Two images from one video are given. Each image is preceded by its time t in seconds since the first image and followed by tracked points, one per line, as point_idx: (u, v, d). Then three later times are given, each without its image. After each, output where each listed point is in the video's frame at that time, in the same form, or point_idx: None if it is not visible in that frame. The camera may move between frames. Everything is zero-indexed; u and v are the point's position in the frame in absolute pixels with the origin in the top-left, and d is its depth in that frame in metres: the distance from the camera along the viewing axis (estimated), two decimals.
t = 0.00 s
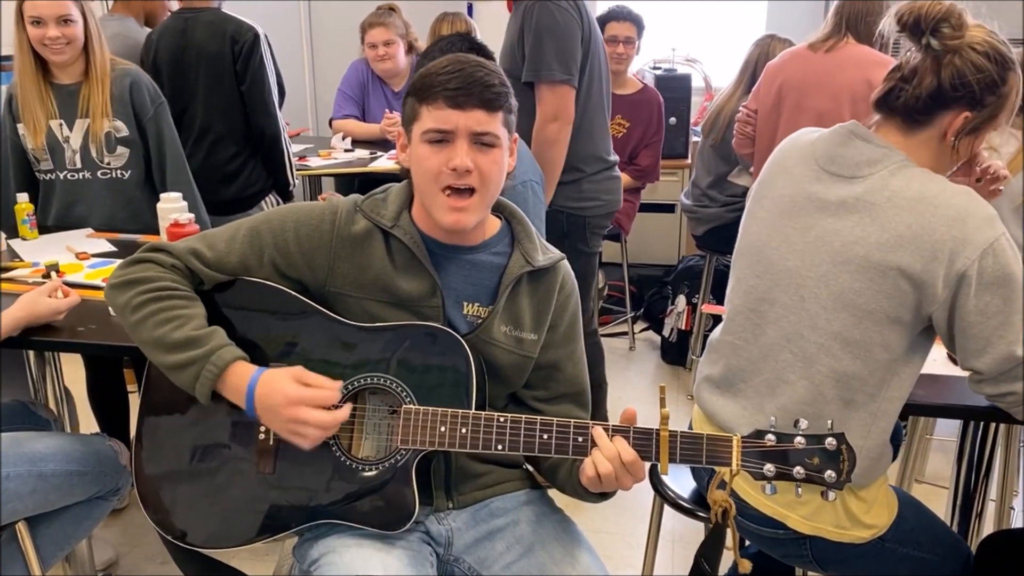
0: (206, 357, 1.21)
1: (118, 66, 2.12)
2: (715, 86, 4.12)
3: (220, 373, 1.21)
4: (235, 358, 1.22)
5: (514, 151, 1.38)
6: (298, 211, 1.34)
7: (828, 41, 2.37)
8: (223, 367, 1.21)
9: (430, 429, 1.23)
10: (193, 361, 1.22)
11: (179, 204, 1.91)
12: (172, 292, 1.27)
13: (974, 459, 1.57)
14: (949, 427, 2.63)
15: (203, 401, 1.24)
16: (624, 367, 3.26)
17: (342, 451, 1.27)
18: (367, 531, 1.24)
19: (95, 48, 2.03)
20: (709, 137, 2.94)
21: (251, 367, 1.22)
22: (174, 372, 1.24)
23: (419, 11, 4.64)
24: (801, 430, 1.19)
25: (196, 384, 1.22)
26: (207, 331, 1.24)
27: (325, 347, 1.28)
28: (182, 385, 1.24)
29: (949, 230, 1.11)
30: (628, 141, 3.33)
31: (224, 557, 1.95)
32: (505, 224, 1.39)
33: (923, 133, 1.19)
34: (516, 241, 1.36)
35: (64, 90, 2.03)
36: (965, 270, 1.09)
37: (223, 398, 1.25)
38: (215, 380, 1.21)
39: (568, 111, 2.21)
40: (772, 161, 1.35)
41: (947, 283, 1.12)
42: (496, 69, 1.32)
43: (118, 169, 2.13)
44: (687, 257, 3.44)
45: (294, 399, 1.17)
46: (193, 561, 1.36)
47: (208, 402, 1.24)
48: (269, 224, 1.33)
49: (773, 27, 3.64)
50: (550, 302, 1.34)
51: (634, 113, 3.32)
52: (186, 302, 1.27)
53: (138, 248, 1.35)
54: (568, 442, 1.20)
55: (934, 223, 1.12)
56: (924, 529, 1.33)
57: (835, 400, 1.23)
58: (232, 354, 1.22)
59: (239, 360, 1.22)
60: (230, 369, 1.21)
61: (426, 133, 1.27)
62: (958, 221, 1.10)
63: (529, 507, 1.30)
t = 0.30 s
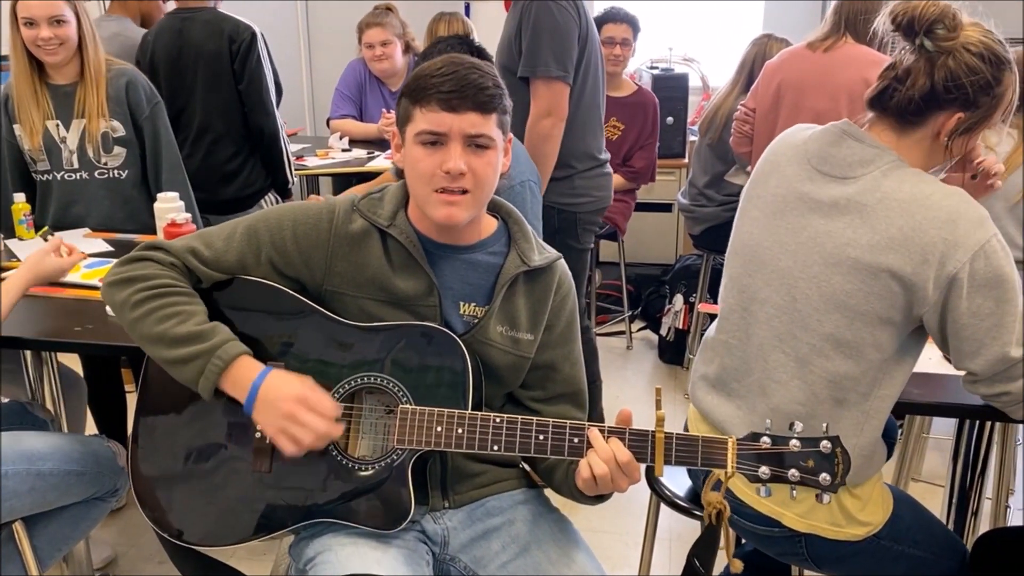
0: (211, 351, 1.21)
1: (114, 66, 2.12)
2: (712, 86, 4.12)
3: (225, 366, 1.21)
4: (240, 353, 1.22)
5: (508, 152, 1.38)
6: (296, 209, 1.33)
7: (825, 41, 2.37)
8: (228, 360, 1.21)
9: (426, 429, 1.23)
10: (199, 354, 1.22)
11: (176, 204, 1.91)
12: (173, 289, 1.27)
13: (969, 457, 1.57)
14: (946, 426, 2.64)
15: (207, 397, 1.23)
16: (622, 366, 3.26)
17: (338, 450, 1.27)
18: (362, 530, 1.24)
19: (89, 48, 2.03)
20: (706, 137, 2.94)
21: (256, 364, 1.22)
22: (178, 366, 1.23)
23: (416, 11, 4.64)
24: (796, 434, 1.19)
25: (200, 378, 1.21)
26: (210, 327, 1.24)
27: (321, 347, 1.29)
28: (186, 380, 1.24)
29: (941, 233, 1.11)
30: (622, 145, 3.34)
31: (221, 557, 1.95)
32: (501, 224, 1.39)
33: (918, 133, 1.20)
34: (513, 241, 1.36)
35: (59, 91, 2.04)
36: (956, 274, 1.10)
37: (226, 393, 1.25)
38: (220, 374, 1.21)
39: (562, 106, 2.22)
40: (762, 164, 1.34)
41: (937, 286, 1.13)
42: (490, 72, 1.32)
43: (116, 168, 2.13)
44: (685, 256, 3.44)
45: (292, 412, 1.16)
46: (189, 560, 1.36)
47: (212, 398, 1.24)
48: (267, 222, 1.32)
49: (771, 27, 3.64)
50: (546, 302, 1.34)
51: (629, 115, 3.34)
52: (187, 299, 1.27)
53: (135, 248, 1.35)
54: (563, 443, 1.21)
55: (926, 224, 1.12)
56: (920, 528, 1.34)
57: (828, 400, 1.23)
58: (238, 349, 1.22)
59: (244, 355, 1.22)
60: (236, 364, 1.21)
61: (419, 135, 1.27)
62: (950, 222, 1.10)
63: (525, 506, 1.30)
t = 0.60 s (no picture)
0: (210, 360, 1.21)
1: (111, 66, 2.12)
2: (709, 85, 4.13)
3: (223, 378, 1.21)
4: (240, 365, 1.22)
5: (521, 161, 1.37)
6: (309, 207, 1.33)
7: (824, 40, 2.38)
8: (227, 372, 1.21)
9: (431, 434, 1.23)
10: (196, 363, 1.22)
11: (174, 204, 1.91)
12: (179, 287, 1.27)
13: (966, 456, 1.58)
14: (941, 424, 2.65)
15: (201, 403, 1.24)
16: (620, 365, 3.27)
17: (341, 447, 1.27)
18: (360, 530, 1.24)
19: (86, 48, 2.03)
20: (704, 135, 2.93)
21: (254, 381, 1.22)
22: (174, 371, 1.23)
23: (414, 11, 4.64)
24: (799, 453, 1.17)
25: (196, 387, 1.22)
26: (212, 333, 1.23)
27: (322, 347, 1.29)
28: (181, 385, 1.24)
29: (940, 232, 1.11)
30: (617, 143, 3.34)
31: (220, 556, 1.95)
32: (511, 227, 1.39)
33: (921, 134, 1.20)
34: (523, 244, 1.36)
35: (57, 91, 2.04)
36: (955, 271, 1.11)
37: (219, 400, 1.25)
38: (217, 385, 1.21)
39: (545, 101, 2.22)
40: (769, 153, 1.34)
41: (935, 285, 1.13)
42: (505, 83, 1.31)
43: (114, 168, 2.12)
44: (683, 255, 3.45)
45: (285, 433, 1.17)
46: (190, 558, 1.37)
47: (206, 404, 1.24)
48: (280, 219, 1.32)
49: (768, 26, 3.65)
50: (555, 306, 1.35)
51: (625, 114, 3.34)
52: (192, 299, 1.27)
53: (145, 237, 1.33)
54: (568, 454, 1.21)
55: (925, 223, 1.12)
56: (917, 527, 1.34)
57: (827, 400, 1.24)
58: (237, 362, 1.22)
59: (244, 368, 1.22)
60: (233, 377, 1.21)
61: (428, 145, 1.27)
62: (949, 222, 1.11)
63: (527, 505, 1.30)
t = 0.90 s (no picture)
0: (220, 353, 1.22)
1: (109, 65, 2.12)
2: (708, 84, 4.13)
3: (234, 370, 1.21)
4: (249, 357, 1.22)
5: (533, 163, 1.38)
6: (317, 206, 1.33)
7: (822, 39, 2.38)
8: (237, 364, 1.21)
9: (436, 434, 1.23)
10: (207, 356, 1.22)
11: (172, 202, 1.91)
12: (187, 280, 1.27)
13: (964, 454, 1.58)
14: (937, 423, 2.65)
15: (213, 396, 1.24)
16: (618, 364, 3.27)
17: (344, 447, 1.27)
18: (359, 527, 1.24)
19: (83, 47, 2.03)
20: (702, 134, 2.94)
21: (266, 369, 1.22)
22: (186, 364, 1.24)
23: (413, 10, 4.64)
24: (800, 461, 1.18)
25: (208, 379, 1.22)
26: (221, 326, 1.24)
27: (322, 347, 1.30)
28: (193, 377, 1.24)
29: (939, 230, 1.12)
30: (621, 145, 3.34)
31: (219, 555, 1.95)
32: (515, 230, 1.40)
33: (924, 129, 1.20)
34: (527, 246, 1.37)
35: (54, 91, 2.04)
36: (953, 270, 1.11)
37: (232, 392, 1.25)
38: (228, 377, 1.21)
39: (551, 94, 2.22)
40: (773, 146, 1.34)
41: (934, 283, 1.13)
42: (525, 85, 1.31)
43: (113, 168, 2.12)
44: (682, 254, 3.45)
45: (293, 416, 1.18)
46: (189, 557, 1.36)
47: (218, 397, 1.24)
48: (287, 216, 1.32)
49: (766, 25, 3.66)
50: (557, 310, 1.35)
51: (630, 117, 3.32)
52: (199, 293, 1.27)
53: (151, 231, 1.34)
54: (572, 457, 1.21)
55: (923, 220, 1.13)
56: (915, 526, 1.34)
57: (826, 400, 1.24)
58: (247, 353, 1.22)
59: (253, 360, 1.23)
60: (245, 367, 1.22)
61: (448, 145, 1.27)
62: (947, 221, 1.11)
63: (527, 503, 1.30)
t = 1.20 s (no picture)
0: (194, 366, 1.21)
1: (104, 65, 2.11)
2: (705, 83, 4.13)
3: (206, 384, 1.21)
4: (224, 371, 1.22)
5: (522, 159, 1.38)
6: (304, 206, 1.33)
7: (820, 39, 2.39)
8: (210, 379, 1.21)
9: (428, 431, 1.23)
10: (181, 368, 1.22)
11: (170, 202, 1.91)
12: (169, 289, 1.27)
13: (961, 453, 1.58)
14: (936, 421, 2.66)
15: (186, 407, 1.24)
16: (617, 364, 3.27)
17: (337, 446, 1.27)
18: (355, 527, 1.25)
19: (76, 48, 2.02)
20: (700, 133, 2.93)
21: (238, 387, 1.22)
22: (161, 374, 1.23)
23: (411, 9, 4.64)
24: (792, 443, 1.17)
25: (182, 391, 1.22)
26: (198, 338, 1.24)
27: (318, 344, 1.29)
28: (168, 388, 1.24)
29: (950, 226, 1.12)
30: (624, 145, 3.34)
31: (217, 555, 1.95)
32: (504, 224, 1.40)
33: (942, 134, 1.22)
34: (516, 241, 1.37)
35: (50, 92, 2.04)
36: (962, 266, 1.12)
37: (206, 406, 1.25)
38: (201, 391, 1.21)
39: (548, 89, 2.22)
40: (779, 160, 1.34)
41: (942, 280, 1.14)
42: (515, 80, 1.32)
43: (109, 168, 2.12)
44: (680, 253, 3.44)
45: (260, 455, 1.18)
46: (187, 558, 1.36)
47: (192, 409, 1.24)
48: (275, 218, 1.32)
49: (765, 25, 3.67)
50: (548, 303, 1.35)
51: (632, 118, 3.32)
52: (181, 302, 1.27)
53: (139, 238, 1.34)
54: (564, 448, 1.21)
55: (935, 217, 1.13)
56: (913, 525, 1.35)
57: (829, 401, 1.24)
58: (222, 367, 1.22)
59: (228, 374, 1.22)
60: (218, 382, 1.21)
61: (437, 135, 1.28)
62: (958, 216, 1.12)
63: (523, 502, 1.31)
